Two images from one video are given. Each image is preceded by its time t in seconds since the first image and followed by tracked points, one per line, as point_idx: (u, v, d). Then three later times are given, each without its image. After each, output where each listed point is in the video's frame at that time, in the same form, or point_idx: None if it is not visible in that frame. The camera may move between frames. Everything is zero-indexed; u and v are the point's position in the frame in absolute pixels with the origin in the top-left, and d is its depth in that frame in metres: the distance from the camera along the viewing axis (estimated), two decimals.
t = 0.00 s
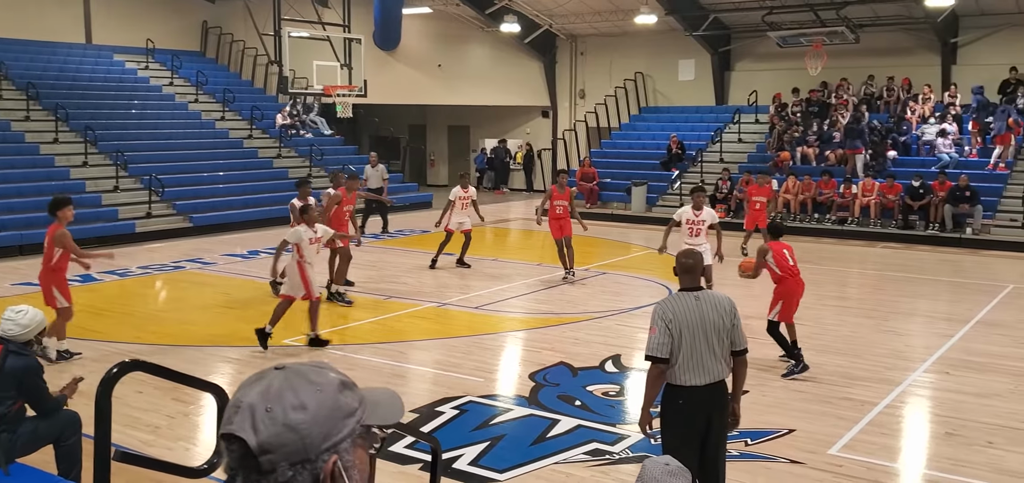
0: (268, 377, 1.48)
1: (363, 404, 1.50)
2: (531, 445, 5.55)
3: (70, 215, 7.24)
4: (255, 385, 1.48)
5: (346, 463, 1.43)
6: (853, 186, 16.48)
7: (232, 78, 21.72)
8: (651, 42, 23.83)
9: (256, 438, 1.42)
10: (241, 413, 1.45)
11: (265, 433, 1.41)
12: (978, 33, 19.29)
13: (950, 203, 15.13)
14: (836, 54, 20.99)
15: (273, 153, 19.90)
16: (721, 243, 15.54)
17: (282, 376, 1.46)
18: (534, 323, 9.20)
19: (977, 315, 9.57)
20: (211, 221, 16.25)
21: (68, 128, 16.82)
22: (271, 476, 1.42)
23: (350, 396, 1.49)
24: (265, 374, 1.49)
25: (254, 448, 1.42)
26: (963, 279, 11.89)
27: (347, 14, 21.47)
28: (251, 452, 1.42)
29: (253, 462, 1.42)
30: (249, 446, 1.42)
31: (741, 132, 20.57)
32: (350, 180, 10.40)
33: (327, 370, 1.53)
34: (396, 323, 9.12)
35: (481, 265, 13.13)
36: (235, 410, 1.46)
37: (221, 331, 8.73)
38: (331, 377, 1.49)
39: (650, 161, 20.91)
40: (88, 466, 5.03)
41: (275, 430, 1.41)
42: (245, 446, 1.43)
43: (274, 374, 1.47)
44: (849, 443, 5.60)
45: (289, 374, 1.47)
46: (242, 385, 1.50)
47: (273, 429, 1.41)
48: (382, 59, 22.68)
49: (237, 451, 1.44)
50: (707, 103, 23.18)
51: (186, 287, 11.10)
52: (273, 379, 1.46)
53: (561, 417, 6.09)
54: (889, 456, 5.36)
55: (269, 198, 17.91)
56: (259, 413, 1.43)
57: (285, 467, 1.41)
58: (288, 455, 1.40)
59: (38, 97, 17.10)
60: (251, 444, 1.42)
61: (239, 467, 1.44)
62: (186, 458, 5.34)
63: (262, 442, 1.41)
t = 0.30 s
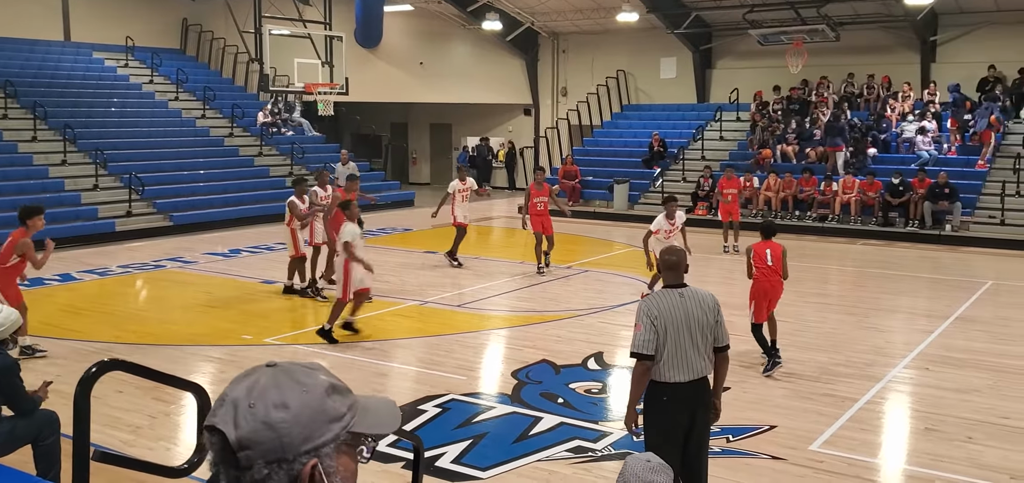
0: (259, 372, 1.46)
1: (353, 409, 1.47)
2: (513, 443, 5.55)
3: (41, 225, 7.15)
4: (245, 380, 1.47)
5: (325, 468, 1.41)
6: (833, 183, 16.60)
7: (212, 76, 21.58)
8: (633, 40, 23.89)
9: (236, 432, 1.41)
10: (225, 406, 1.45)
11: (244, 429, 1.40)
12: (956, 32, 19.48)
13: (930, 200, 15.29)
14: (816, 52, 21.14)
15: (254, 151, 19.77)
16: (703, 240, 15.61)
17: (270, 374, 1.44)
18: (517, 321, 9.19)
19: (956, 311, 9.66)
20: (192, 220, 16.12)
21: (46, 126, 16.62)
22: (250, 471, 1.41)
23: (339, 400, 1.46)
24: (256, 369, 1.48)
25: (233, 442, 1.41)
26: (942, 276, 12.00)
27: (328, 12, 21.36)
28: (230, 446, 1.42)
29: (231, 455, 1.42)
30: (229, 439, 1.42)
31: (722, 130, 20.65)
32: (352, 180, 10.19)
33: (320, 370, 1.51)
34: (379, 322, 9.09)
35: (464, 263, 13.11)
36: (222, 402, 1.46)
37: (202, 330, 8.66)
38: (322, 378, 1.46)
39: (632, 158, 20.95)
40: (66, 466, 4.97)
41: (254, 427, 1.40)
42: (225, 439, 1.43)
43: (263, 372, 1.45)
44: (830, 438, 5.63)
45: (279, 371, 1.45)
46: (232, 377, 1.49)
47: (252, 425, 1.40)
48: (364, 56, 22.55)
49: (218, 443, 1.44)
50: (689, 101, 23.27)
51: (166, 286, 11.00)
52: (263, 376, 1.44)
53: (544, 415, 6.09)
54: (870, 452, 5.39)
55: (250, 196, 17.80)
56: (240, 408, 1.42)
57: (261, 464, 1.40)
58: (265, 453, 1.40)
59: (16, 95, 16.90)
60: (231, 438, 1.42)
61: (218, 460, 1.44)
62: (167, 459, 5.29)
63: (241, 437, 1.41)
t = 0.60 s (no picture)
0: (256, 372, 1.46)
1: (349, 411, 1.45)
2: (503, 441, 5.54)
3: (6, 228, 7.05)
4: (244, 379, 1.46)
5: (314, 470, 1.39)
6: (821, 180, 16.66)
7: (200, 74, 21.45)
8: (622, 37, 23.90)
9: (227, 431, 1.41)
10: (220, 405, 1.45)
11: (235, 428, 1.40)
12: (942, 29, 19.59)
13: (917, 196, 15.36)
14: (804, 50, 21.19)
15: (242, 150, 19.65)
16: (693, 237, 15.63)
17: (266, 374, 1.43)
18: (506, 318, 9.18)
19: (944, 307, 9.71)
20: (180, 219, 16.03)
21: (32, 125, 16.49)
22: (240, 470, 1.41)
23: (335, 402, 1.43)
24: (255, 368, 1.47)
25: (225, 441, 1.42)
26: (929, 272, 12.07)
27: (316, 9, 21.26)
28: (222, 445, 1.42)
29: (223, 454, 1.42)
30: (221, 438, 1.42)
31: (710, 127, 20.68)
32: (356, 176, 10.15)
33: (321, 370, 1.48)
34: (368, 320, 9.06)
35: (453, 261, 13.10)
36: (219, 400, 1.46)
37: (189, 329, 8.61)
38: (318, 379, 1.43)
39: (621, 156, 20.95)
40: (54, 467, 4.93)
41: (243, 427, 1.40)
42: (218, 437, 1.43)
43: (259, 372, 1.44)
44: (819, 434, 5.65)
45: (276, 371, 1.44)
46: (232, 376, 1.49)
47: (242, 424, 1.40)
48: (352, 54, 22.48)
49: (212, 441, 1.44)
50: (677, 99, 23.28)
51: (154, 286, 10.93)
52: (260, 376, 1.43)
53: (534, 412, 6.09)
54: (858, 448, 5.41)
55: (238, 196, 17.72)
56: (232, 408, 1.42)
57: (251, 463, 1.40)
58: (254, 453, 1.39)
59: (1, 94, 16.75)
60: (222, 437, 1.42)
61: (212, 459, 1.44)
62: (156, 459, 5.26)
63: (232, 436, 1.41)
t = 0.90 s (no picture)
0: (248, 371, 1.46)
1: (338, 411, 1.43)
2: (496, 439, 5.53)
3: None
4: (237, 379, 1.47)
5: (299, 470, 1.39)
6: (812, 178, 16.72)
7: (191, 73, 21.37)
8: (613, 35, 23.93)
9: (214, 429, 1.42)
10: (211, 404, 1.45)
11: (222, 427, 1.41)
12: (932, 27, 19.68)
13: (907, 194, 15.42)
14: (795, 47, 21.26)
15: (233, 149, 19.58)
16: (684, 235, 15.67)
17: (255, 374, 1.43)
18: (499, 317, 9.18)
19: (935, 303, 9.75)
20: (171, 218, 15.96)
21: (22, 125, 16.40)
22: (227, 469, 1.42)
23: (323, 401, 1.43)
24: (247, 368, 1.47)
25: (212, 438, 1.42)
26: (920, 269, 12.12)
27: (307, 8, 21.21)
28: (210, 443, 1.43)
29: (211, 451, 1.43)
30: (209, 436, 1.43)
31: (702, 125, 20.71)
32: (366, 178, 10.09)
33: (313, 369, 1.48)
34: (360, 319, 9.05)
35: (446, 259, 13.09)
36: (210, 398, 1.47)
37: (181, 329, 8.57)
38: (306, 378, 1.42)
39: (612, 154, 20.94)
40: (46, 468, 4.91)
41: (229, 424, 1.40)
42: (207, 436, 1.44)
43: (251, 371, 1.44)
44: (810, 431, 5.66)
45: (266, 370, 1.44)
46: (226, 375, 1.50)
47: (228, 422, 1.40)
48: (344, 53, 22.44)
49: (204, 440, 1.45)
50: (669, 97, 23.32)
51: (145, 285, 10.88)
52: (251, 375, 1.44)
53: (526, 410, 6.09)
54: (850, 444, 5.43)
55: (229, 195, 17.69)
56: (220, 406, 1.42)
57: (236, 462, 1.40)
58: (239, 451, 1.40)
59: None
60: (210, 435, 1.43)
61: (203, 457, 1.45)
62: (148, 459, 5.23)
63: (219, 434, 1.41)
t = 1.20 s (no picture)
0: (247, 369, 1.46)
1: (335, 411, 1.43)
2: (491, 437, 5.53)
3: None
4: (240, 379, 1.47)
5: (294, 467, 1.38)
6: (805, 174, 16.76)
7: (183, 71, 21.30)
8: (606, 32, 23.94)
9: (212, 426, 1.42)
10: (211, 401, 1.45)
11: (219, 424, 1.40)
12: (924, 24, 19.73)
13: (900, 190, 15.47)
14: (787, 44, 21.30)
15: (226, 147, 19.51)
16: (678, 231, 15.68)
17: (254, 371, 1.43)
18: (492, 314, 9.18)
19: (927, 300, 9.78)
20: (163, 217, 15.93)
21: (14, 124, 16.32)
22: (224, 467, 1.41)
23: (320, 399, 1.42)
24: (247, 366, 1.47)
25: (208, 436, 1.42)
26: (912, 265, 12.16)
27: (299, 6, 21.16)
28: (208, 441, 1.43)
29: (209, 449, 1.43)
30: (207, 433, 1.42)
31: (695, 122, 20.72)
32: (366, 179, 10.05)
33: (312, 367, 1.47)
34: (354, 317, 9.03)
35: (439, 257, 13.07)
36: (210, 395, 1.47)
37: (174, 328, 8.54)
38: (303, 376, 1.42)
39: (606, 152, 20.95)
40: (39, 468, 4.89)
41: (226, 422, 1.40)
42: (205, 433, 1.43)
43: (250, 369, 1.44)
44: (804, 427, 5.67)
45: (264, 368, 1.43)
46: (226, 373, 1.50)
47: (224, 420, 1.40)
48: (336, 51, 22.39)
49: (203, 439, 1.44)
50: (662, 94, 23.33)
51: (138, 285, 10.83)
52: (252, 371, 1.43)
53: (521, 408, 6.08)
54: (843, 440, 5.44)
55: (222, 193, 17.67)
56: (219, 404, 1.42)
57: (233, 459, 1.40)
58: (235, 449, 1.39)
59: None
60: (208, 433, 1.42)
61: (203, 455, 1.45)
62: (142, 458, 5.22)
63: (215, 432, 1.41)
